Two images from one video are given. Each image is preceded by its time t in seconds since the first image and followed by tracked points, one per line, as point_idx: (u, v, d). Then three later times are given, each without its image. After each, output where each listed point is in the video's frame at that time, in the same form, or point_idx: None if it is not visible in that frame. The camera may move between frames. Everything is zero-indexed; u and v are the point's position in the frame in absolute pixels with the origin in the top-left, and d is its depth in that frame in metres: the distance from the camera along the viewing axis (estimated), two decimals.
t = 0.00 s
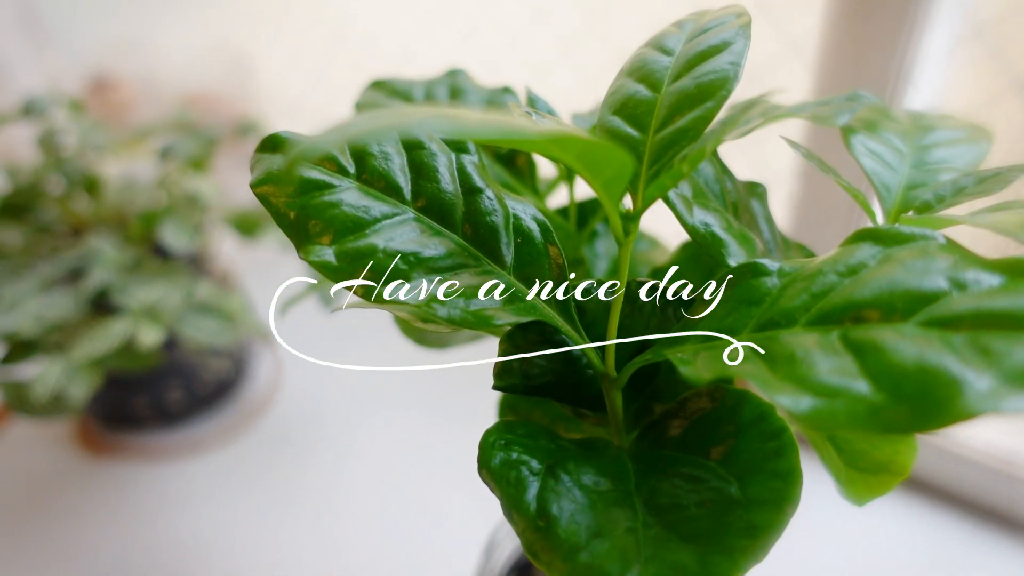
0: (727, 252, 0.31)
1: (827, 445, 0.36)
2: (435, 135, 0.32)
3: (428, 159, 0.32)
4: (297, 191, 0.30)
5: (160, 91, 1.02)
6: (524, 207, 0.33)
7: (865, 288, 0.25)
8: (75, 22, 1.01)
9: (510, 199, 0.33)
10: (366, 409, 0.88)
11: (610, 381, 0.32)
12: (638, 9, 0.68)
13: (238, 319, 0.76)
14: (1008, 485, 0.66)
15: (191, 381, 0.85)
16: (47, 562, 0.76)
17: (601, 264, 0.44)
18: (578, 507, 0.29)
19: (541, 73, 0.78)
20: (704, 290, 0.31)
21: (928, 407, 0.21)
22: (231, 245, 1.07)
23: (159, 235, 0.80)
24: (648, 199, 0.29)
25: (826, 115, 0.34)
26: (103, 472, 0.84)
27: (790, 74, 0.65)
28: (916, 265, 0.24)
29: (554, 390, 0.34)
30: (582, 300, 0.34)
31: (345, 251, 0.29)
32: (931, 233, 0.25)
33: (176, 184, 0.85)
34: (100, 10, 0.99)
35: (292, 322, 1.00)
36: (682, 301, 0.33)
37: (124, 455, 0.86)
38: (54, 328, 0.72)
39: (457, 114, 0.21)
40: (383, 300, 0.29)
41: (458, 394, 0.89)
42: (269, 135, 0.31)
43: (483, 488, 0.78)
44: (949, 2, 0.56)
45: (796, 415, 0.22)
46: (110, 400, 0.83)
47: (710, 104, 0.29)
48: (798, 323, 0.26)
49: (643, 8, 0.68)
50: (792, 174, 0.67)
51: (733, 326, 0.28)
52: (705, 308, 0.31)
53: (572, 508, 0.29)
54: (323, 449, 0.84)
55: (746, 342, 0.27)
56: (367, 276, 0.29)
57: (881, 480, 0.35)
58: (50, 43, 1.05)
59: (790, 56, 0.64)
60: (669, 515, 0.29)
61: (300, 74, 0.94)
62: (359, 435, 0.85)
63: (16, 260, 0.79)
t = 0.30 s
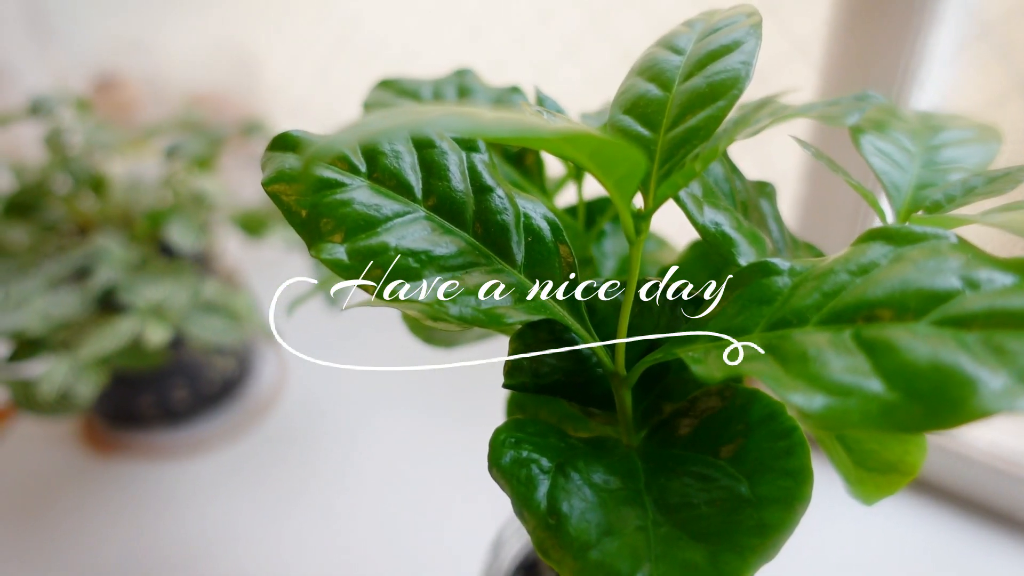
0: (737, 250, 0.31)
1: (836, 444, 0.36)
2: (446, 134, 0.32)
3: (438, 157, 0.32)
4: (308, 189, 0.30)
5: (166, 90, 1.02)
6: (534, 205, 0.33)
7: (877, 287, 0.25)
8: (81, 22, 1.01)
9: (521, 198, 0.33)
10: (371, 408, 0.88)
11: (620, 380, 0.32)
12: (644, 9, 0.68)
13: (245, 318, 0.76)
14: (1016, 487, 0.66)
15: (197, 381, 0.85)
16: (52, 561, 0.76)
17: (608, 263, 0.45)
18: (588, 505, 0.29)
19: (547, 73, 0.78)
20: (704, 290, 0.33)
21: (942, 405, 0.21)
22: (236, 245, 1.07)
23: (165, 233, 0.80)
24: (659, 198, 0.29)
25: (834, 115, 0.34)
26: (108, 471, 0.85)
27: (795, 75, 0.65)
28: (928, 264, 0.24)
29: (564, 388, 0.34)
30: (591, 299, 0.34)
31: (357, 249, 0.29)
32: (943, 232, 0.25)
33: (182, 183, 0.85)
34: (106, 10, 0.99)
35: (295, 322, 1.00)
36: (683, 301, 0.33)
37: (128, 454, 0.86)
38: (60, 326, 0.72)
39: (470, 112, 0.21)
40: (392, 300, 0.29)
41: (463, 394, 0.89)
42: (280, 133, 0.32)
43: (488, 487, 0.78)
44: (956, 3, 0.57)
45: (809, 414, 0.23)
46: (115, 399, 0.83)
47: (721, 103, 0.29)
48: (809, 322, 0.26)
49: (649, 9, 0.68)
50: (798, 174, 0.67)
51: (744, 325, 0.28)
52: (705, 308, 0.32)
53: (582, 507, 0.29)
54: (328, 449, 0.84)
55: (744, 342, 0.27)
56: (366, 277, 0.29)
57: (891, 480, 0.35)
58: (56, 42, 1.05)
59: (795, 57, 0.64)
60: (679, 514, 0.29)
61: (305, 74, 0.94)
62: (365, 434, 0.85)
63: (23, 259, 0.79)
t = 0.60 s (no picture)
0: (749, 248, 0.31)
1: (846, 444, 0.36)
2: (457, 131, 0.33)
3: (449, 155, 0.32)
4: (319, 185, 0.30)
5: (171, 89, 1.02)
6: (545, 204, 0.33)
7: (890, 284, 0.25)
8: (86, 21, 1.01)
9: (532, 196, 0.33)
10: (376, 407, 0.88)
11: (630, 377, 0.32)
12: (650, 9, 0.68)
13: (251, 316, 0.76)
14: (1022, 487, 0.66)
15: (203, 378, 0.85)
16: (58, 557, 0.76)
17: (616, 261, 0.44)
18: (599, 503, 0.29)
19: (552, 72, 0.78)
20: (702, 290, 0.33)
21: (958, 402, 0.21)
22: (241, 243, 1.07)
23: (172, 231, 0.80)
24: (672, 196, 0.29)
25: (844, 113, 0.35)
26: (113, 468, 0.85)
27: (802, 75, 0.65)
28: (942, 262, 0.24)
29: (574, 386, 0.34)
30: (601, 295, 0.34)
31: (369, 245, 0.29)
32: (956, 230, 0.25)
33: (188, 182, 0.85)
34: (112, 8, 0.99)
35: (302, 320, 1.00)
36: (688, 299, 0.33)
37: (133, 451, 0.86)
38: (68, 323, 0.72)
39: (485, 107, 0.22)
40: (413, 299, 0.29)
41: (467, 393, 0.89)
42: (292, 130, 0.32)
43: (493, 486, 0.78)
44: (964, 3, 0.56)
45: (823, 411, 0.23)
46: (120, 396, 0.83)
47: (734, 100, 0.29)
48: (823, 319, 0.26)
49: (655, 8, 0.68)
50: (805, 173, 0.67)
51: (756, 323, 0.28)
52: (704, 306, 0.33)
53: (593, 503, 0.29)
54: (333, 447, 0.84)
55: (744, 342, 0.28)
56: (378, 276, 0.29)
57: (900, 478, 0.35)
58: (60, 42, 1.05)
59: (801, 56, 0.64)
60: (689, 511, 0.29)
61: (310, 73, 0.94)
62: (370, 432, 0.85)
63: (30, 256, 0.80)
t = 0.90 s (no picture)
0: (762, 246, 0.31)
1: (859, 444, 0.36)
2: (469, 129, 0.33)
3: (462, 153, 0.32)
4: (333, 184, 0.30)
5: (178, 89, 1.02)
6: (558, 203, 0.33)
7: (907, 282, 0.25)
8: (93, 22, 1.02)
9: (545, 195, 0.33)
10: (383, 407, 0.88)
11: (644, 376, 0.32)
12: (656, 9, 0.68)
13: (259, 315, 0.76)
14: None
15: (210, 377, 0.85)
16: (65, 556, 0.77)
17: (625, 261, 0.45)
18: (613, 501, 0.29)
19: (559, 72, 0.78)
20: (701, 288, 0.34)
21: (978, 401, 0.21)
22: (248, 243, 1.07)
23: (180, 230, 0.80)
24: (686, 195, 0.29)
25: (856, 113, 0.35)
26: (120, 467, 0.85)
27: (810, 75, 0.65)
28: (958, 260, 0.24)
29: (587, 385, 0.34)
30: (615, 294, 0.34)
31: (383, 244, 0.29)
32: (972, 229, 0.25)
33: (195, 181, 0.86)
34: (119, 8, 0.99)
35: (310, 321, 1.00)
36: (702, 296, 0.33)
37: (140, 449, 0.86)
38: (76, 322, 0.72)
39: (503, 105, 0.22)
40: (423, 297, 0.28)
41: (473, 393, 0.89)
42: (304, 129, 0.32)
43: (499, 486, 0.78)
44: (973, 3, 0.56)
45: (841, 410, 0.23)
46: (127, 395, 0.83)
47: (748, 100, 0.29)
48: (839, 317, 0.26)
49: (663, 8, 0.68)
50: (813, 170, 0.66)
51: (771, 322, 0.28)
52: (704, 306, 0.33)
53: (607, 502, 0.29)
54: (339, 447, 0.84)
55: (744, 343, 0.28)
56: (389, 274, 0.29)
57: (914, 478, 0.35)
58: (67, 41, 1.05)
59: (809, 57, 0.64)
60: (703, 510, 0.29)
61: (316, 73, 0.94)
62: (377, 432, 0.85)
63: (38, 255, 0.80)
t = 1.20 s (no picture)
0: (773, 245, 0.31)
1: (869, 444, 0.36)
2: (480, 129, 0.33)
3: (473, 152, 0.32)
4: (344, 183, 0.30)
5: (182, 89, 1.03)
6: (568, 202, 0.33)
7: (920, 281, 0.25)
8: (98, 23, 1.02)
9: (556, 195, 0.33)
10: (386, 406, 0.88)
11: (654, 375, 0.32)
12: (661, 9, 0.68)
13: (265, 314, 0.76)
14: None
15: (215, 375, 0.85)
16: (71, 554, 0.77)
17: (633, 260, 0.45)
18: (624, 500, 0.29)
19: (564, 73, 0.78)
20: (701, 288, 0.34)
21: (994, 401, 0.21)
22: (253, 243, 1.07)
23: (187, 229, 0.81)
24: (699, 193, 0.29)
25: (867, 111, 0.35)
26: (126, 465, 0.85)
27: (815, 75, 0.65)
28: (972, 259, 0.24)
29: (597, 383, 0.34)
30: (626, 293, 0.34)
31: (395, 242, 0.29)
32: (986, 228, 0.25)
33: (201, 181, 0.86)
34: (124, 8, 1.00)
35: (317, 320, 1.00)
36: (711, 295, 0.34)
37: (145, 448, 0.87)
38: (84, 321, 0.72)
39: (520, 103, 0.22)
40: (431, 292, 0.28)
41: (479, 392, 0.89)
42: (315, 128, 0.32)
43: (505, 486, 0.78)
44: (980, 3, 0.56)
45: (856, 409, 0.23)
46: (132, 393, 0.83)
47: (760, 99, 0.29)
48: (852, 316, 0.26)
49: (668, 9, 0.68)
50: (819, 168, 0.66)
51: (783, 320, 0.28)
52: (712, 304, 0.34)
53: (618, 500, 0.29)
54: (344, 446, 0.84)
55: (745, 342, 0.28)
56: (400, 270, 0.29)
57: (924, 477, 0.35)
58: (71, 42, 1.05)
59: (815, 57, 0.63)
60: (714, 509, 0.29)
61: (321, 73, 0.94)
62: (382, 431, 0.85)
63: (45, 255, 0.80)
